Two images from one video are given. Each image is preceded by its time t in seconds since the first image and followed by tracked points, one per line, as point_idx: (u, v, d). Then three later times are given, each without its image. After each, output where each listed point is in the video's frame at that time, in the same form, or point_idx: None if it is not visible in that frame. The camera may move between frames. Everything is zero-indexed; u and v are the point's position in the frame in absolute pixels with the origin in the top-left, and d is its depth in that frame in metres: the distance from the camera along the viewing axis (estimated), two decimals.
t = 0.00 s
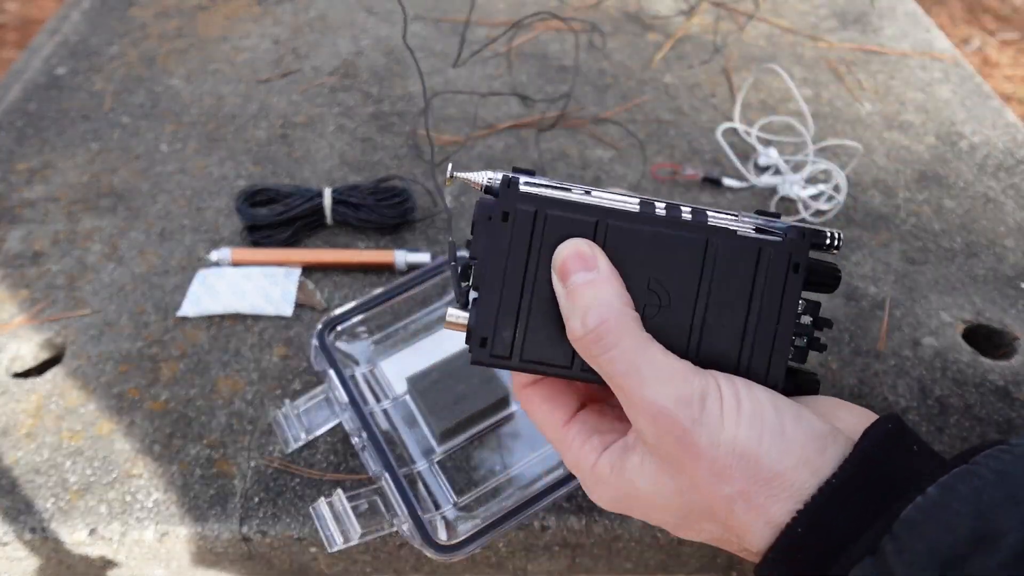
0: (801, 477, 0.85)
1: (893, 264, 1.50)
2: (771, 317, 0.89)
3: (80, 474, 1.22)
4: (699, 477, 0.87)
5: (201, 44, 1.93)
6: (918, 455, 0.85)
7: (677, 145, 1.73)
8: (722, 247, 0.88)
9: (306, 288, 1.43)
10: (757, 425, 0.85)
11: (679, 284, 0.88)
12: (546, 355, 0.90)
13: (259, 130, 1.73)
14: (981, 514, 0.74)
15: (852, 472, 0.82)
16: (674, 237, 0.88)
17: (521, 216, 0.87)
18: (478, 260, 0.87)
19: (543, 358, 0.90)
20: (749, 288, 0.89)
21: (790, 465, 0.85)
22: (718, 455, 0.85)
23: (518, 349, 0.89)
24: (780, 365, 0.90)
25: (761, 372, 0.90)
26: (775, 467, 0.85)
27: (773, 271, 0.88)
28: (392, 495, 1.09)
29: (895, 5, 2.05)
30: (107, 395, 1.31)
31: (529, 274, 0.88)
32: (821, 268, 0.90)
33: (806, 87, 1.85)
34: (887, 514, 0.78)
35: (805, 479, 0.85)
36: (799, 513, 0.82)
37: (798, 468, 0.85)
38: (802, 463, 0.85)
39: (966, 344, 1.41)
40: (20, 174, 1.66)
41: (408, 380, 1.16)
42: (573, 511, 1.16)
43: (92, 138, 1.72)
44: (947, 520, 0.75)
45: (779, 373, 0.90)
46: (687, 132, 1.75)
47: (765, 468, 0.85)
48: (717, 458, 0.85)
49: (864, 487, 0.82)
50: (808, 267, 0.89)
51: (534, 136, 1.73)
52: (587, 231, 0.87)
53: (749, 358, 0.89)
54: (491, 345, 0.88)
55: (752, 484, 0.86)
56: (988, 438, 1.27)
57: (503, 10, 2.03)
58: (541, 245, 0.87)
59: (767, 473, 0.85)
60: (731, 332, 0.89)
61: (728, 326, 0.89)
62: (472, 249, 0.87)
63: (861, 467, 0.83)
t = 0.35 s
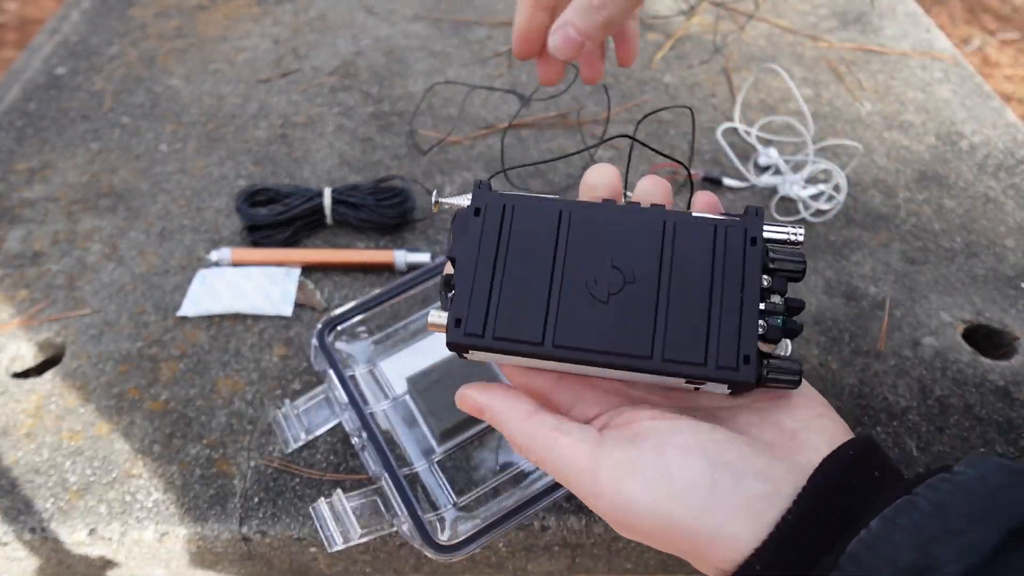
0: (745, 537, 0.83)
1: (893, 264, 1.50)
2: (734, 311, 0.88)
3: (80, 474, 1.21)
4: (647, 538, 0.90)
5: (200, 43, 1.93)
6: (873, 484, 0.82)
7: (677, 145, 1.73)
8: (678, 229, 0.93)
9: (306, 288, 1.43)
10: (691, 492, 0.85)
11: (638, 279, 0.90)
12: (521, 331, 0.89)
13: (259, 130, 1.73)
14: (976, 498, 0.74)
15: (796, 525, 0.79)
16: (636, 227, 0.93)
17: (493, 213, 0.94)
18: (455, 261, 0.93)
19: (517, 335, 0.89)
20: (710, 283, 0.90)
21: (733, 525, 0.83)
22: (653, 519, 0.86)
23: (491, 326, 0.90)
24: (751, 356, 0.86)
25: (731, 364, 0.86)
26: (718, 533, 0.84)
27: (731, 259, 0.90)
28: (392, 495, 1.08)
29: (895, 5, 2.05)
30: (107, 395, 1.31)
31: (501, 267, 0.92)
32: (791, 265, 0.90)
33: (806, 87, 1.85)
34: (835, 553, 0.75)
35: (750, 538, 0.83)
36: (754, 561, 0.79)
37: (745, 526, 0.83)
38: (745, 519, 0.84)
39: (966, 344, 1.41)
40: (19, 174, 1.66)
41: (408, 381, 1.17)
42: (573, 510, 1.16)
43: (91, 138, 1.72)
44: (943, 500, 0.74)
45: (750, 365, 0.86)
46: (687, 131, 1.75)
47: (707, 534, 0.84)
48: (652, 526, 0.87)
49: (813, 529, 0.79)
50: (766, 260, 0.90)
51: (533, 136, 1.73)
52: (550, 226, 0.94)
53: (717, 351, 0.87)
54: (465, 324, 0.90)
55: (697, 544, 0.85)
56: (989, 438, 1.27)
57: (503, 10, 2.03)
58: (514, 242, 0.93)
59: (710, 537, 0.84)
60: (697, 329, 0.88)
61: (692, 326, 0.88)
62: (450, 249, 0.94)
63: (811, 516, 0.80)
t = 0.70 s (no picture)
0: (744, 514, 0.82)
1: (893, 264, 1.49)
2: (731, 339, 0.90)
3: (80, 474, 1.21)
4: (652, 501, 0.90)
5: (200, 43, 1.93)
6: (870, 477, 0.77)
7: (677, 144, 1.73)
8: (692, 251, 0.92)
9: (306, 287, 1.43)
10: (695, 464, 0.83)
11: (644, 290, 0.90)
12: (520, 322, 0.89)
13: (259, 130, 1.72)
14: (973, 484, 0.67)
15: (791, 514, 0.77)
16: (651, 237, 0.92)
17: (513, 195, 0.91)
18: (466, 245, 0.90)
19: (514, 326, 0.89)
20: (713, 306, 0.90)
21: (734, 499, 0.82)
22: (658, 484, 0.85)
23: (490, 313, 0.89)
24: (734, 391, 0.89)
25: (715, 395, 0.89)
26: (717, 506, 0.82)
27: (738, 291, 0.91)
28: (392, 495, 1.06)
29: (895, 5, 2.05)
30: (107, 394, 1.31)
31: (511, 255, 0.90)
32: (793, 298, 0.91)
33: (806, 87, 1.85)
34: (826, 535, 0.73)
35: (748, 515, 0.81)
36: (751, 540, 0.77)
37: (745, 502, 0.82)
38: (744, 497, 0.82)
39: (966, 344, 1.40)
40: (19, 173, 1.65)
41: (408, 381, 1.17)
42: (573, 511, 1.16)
43: (91, 138, 1.72)
44: (934, 487, 0.68)
45: (732, 399, 0.89)
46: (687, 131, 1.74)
47: (706, 507, 0.83)
48: (660, 489, 0.86)
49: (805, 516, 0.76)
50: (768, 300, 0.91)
51: (534, 136, 1.73)
52: (565, 221, 0.91)
53: (705, 380, 0.89)
54: (466, 306, 0.88)
55: (695, 515, 0.84)
56: (989, 438, 1.26)
57: (503, 10, 2.03)
58: (527, 233, 0.90)
59: (708, 511, 0.83)
60: (692, 348, 0.89)
61: (688, 345, 0.90)
62: (463, 223, 0.91)
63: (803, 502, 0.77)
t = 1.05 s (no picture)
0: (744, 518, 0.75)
1: (894, 264, 1.49)
2: (737, 323, 0.86)
3: (80, 474, 1.21)
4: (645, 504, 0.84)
5: (200, 43, 1.93)
6: (876, 483, 0.71)
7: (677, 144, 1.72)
8: (696, 238, 0.87)
9: (306, 287, 1.43)
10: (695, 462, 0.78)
11: (648, 280, 0.86)
12: (523, 304, 0.84)
13: (258, 130, 1.72)
14: (981, 499, 0.63)
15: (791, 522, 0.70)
16: (656, 224, 0.87)
17: (517, 169, 0.86)
18: (465, 225, 0.85)
19: (520, 308, 0.84)
20: (717, 296, 0.87)
21: (734, 501, 0.76)
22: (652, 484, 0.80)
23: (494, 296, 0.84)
24: (743, 369, 0.86)
25: (723, 375, 0.85)
26: (715, 509, 0.76)
27: (744, 275, 0.87)
28: (391, 495, 1.06)
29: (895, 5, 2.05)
30: (107, 395, 1.30)
31: (515, 232, 0.84)
32: (792, 279, 0.90)
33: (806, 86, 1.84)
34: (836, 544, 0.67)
35: (748, 519, 0.75)
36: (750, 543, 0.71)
37: (746, 506, 0.75)
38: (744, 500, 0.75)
39: (966, 344, 1.40)
40: (18, 173, 1.65)
41: (408, 381, 1.16)
42: (573, 511, 1.16)
43: (91, 138, 1.72)
44: (946, 501, 0.63)
45: (742, 379, 0.85)
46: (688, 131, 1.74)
47: (701, 509, 0.77)
48: (654, 484, 0.81)
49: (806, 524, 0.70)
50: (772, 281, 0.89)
51: (534, 136, 1.73)
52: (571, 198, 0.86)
53: (714, 364, 0.85)
54: (469, 287, 0.83)
55: (692, 514, 0.78)
56: (990, 438, 1.26)
57: (502, 10, 2.03)
58: (529, 213, 0.85)
59: (707, 509, 0.77)
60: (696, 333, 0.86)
61: (694, 330, 0.86)
62: (462, 202, 0.85)
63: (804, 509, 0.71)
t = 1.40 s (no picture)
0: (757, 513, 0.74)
1: (894, 264, 1.49)
2: (735, 312, 0.83)
3: (80, 474, 1.21)
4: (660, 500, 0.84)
5: (200, 43, 1.93)
6: (887, 475, 0.72)
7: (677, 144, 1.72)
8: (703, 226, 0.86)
9: (306, 287, 1.43)
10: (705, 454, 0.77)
11: (650, 263, 0.84)
12: (520, 271, 0.82)
13: (258, 130, 1.72)
14: (990, 491, 0.61)
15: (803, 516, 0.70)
16: (660, 210, 0.86)
17: (524, 151, 0.87)
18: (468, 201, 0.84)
19: (516, 275, 0.82)
20: (718, 282, 0.84)
21: (745, 494, 0.75)
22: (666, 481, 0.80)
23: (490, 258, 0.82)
24: (741, 354, 0.81)
25: (719, 358, 0.81)
26: (727, 504, 0.76)
27: (744, 263, 0.85)
28: (391, 495, 1.06)
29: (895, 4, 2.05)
30: (107, 394, 1.30)
31: (518, 207, 0.84)
32: (799, 280, 0.86)
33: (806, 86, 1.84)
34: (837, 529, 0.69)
35: (761, 513, 0.74)
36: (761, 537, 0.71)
37: (756, 499, 0.75)
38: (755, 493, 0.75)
39: (966, 344, 1.40)
40: (19, 173, 1.65)
41: (408, 381, 1.17)
42: (573, 511, 1.15)
43: (91, 138, 1.72)
44: (955, 492, 0.61)
45: (739, 364, 0.80)
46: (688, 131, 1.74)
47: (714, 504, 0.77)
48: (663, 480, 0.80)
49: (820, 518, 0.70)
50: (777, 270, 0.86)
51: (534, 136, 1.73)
52: (572, 180, 0.86)
53: (711, 344, 0.81)
54: (467, 251, 0.82)
55: (703, 507, 0.78)
56: (990, 438, 1.26)
57: (503, 10, 2.04)
58: (532, 192, 0.85)
59: (719, 503, 0.77)
60: (694, 312, 0.82)
61: (691, 312, 0.82)
62: (469, 177, 0.85)
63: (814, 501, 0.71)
